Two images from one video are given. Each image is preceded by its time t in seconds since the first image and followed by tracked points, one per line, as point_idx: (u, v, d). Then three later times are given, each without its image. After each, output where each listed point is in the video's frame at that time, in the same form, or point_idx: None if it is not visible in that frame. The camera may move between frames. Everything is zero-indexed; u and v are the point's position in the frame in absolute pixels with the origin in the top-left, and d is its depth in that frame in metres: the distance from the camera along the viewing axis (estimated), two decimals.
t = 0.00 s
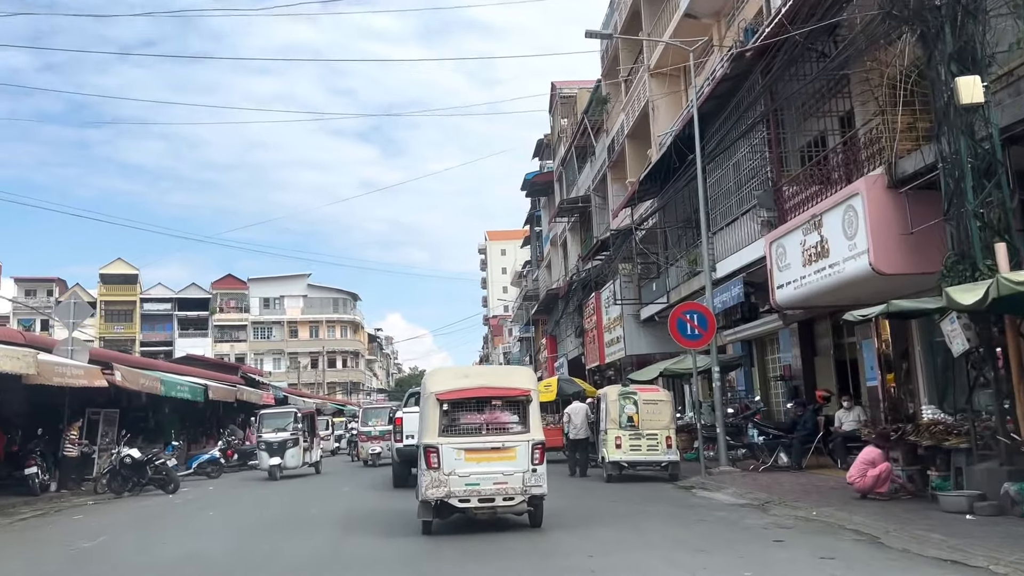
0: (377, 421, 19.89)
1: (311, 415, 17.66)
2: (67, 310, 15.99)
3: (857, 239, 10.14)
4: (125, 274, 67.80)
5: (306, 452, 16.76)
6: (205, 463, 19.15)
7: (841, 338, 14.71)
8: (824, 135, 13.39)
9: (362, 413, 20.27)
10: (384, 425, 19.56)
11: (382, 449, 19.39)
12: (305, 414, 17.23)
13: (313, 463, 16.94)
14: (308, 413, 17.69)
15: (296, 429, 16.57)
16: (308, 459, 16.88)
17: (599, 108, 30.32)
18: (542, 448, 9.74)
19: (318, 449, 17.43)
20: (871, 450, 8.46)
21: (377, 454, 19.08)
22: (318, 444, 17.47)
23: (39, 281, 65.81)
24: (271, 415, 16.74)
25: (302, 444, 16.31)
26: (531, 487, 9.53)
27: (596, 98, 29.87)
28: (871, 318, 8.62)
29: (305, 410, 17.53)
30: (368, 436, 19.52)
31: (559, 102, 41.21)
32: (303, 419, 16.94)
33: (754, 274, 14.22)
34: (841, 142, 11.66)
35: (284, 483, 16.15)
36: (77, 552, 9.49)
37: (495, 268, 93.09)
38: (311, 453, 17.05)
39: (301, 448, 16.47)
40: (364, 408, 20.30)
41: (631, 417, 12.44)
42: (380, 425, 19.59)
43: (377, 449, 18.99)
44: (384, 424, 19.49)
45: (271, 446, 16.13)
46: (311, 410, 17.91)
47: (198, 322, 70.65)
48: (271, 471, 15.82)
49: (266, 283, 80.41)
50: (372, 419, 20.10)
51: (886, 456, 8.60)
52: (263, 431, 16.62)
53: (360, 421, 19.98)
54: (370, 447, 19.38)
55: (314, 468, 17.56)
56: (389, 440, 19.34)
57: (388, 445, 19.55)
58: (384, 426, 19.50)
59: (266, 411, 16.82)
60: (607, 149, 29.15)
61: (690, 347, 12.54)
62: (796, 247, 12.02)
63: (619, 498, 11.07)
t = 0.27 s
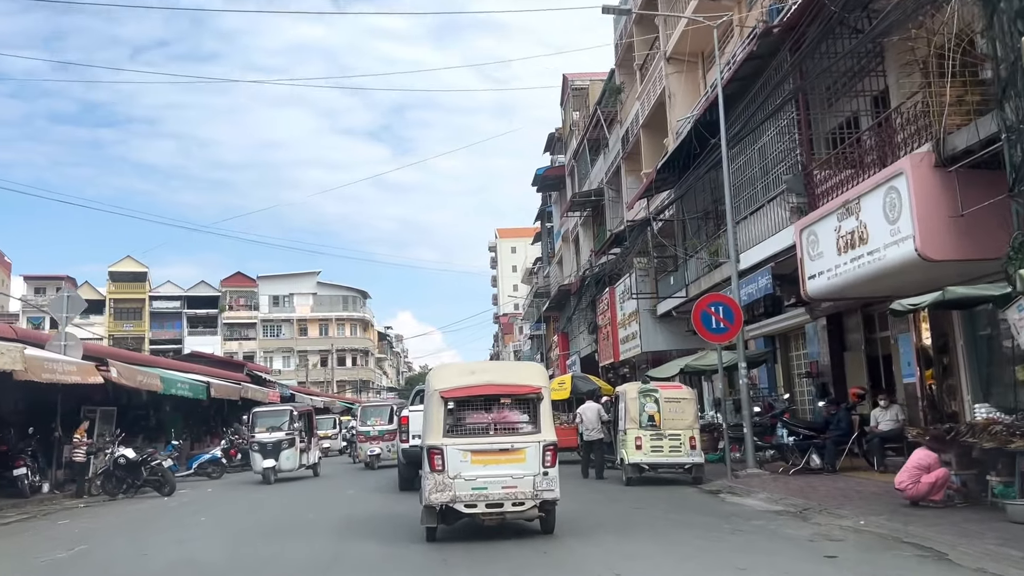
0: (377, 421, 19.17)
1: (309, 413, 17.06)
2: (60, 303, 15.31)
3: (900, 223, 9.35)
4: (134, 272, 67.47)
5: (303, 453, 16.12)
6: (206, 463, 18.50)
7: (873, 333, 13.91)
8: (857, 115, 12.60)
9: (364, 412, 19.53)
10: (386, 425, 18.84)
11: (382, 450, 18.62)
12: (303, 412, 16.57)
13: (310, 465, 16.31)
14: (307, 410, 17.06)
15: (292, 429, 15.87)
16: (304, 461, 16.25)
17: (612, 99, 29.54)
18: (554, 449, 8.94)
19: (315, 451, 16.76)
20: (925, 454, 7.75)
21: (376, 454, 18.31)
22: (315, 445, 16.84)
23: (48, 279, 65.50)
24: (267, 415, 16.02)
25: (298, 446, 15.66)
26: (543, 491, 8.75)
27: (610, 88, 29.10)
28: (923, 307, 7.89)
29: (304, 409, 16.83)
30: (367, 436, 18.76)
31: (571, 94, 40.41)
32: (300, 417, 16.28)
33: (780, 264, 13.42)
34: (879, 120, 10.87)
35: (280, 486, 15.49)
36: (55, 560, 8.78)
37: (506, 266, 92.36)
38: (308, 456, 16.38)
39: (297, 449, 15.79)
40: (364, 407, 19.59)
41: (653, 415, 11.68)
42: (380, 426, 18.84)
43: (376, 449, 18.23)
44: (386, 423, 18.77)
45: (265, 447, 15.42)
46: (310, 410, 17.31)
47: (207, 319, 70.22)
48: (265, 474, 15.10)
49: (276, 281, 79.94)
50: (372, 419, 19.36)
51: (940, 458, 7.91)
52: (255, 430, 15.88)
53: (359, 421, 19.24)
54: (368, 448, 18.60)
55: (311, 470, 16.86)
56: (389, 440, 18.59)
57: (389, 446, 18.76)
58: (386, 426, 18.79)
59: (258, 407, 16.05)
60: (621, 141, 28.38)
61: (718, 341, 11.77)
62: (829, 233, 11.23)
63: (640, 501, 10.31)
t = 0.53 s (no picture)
0: (379, 420, 18.45)
1: (308, 410, 16.53)
2: (56, 297, 14.69)
3: (951, 204, 8.58)
4: (146, 270, 67.25)
5: (302, 455, 15.49)
6: (210, 462, 17.90)
7: (910, 326, 13.10)
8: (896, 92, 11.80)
9: (366, 412, 18.81)
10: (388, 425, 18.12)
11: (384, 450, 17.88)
12: (302, 409, 15.99)
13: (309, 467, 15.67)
14: (307, 408, 16.53)
15: (289, 428, 15.25)
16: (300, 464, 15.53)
17: (627, 89, 28.77)
18: (572, 450, 8.07)
19: (315, 452, 16.12)
20: (988, 458, 6.97)
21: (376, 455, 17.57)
22: (315, 445, 16.25)
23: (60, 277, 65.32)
24: (262, 413, 15.42)
25: (294, 445, 14.95)
26: (560, 496, 7.91)
27: (625, 77, 28.35)
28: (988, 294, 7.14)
29: (302, 405, 16.22)
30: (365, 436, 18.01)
31: (585, 87, 39.65)
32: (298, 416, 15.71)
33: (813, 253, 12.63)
34: (923, 96, 10.08)
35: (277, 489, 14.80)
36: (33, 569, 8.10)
37: (518, 264, 91.72)
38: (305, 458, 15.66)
39: (294, 450, 15.12)
40: (365, 405, 18.84)
41: (677, 414, 11.00)
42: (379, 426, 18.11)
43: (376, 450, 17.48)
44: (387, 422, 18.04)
45: (259, 449, 14.60)
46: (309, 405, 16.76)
47: (219, 317, 69.92)
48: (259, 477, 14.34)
49: (287, 279, 79.55)
50: (371, 418, 18.63)
51: (1004, 462, 7.11)
52: (249, 429, 15.28)
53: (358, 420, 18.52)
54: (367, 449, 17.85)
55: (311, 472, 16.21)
56: (391, 441, 17.88)
57: (390, 446, 18.00)
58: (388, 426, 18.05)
59: (253, 407, 15.46)
60: (637, 132, 27.63)
61: (749, 336, 11.04)
62: (869, 219, 10.46)
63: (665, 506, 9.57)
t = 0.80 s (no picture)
0: (378, 418, 17.60)
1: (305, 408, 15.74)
2: (54, 290, 14.11)
3: (1008, 184, 7.85)
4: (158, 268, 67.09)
5: (300, 457, 14.87)
6: (215, 462, 17.37)
7: (950, 319, 12.37)
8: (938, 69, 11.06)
9: (365, 408, 17.91)
10: (388, 424, 17.25)
11: (386, 451, 17.13)
12: (301, 407, 15.28)
13: (305, 470, 14.99)
14: (307, 405, 15.89)
15: (285, 427, 14.58)
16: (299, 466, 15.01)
17: (644, 80, 28.04)
18: (593, 452, 7.35)
19: (313, 454, 15.48)
20: None
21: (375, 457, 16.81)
22: (315, 447, 15.68)
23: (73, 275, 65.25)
24: (254, 411, 14.66)
25: (291, 445, 14.36)
26: (581, 501, 7.17)
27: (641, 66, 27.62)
28: None
29: (301, 401, 15.51)
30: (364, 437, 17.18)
31: (599, 79, 38.89)
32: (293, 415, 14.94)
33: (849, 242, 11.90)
34: (972, 69, 9.34)
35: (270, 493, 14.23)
36: None
37: (531, 261, 91.06)
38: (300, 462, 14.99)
39: (290, 451, 14.53)
40: (365, 401, 17.92)
41: (705, 413, 10.34)
42: (377, 425, 17.25)
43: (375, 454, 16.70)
44: (387, 422, 17.19)
45: (253, 450, 14.13)
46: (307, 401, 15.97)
47: (232, 315, 69.69)
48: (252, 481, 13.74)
49: (299, 276, 79.26)
50: (369, 415, 17.73)
51: None
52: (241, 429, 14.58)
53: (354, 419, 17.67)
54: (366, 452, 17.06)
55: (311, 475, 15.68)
56: (392, 442, 17.10)
57: (393, 447, 17.22)
58: (387, 425, 17.18)
59: (244, 403, 14.71)
60: (654, 123, 26.93)
61: (782, 329, 10.40)
62: (912, 202, 9.74)
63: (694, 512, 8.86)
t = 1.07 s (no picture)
0: (378, 417, 16.61)
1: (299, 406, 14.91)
2: (53, 284, 13.63)
3: None
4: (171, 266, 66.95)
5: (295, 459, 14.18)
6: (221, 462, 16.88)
7: (993, 312, 11.66)
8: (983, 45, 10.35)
9: (364, 405, 16.94)
10: (388, 423, 16.28)
11: (386, 452, 16.19)
12: (297, 404, 14.45)
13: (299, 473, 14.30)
14: (305, 402, 15.13)
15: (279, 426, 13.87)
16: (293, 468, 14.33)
17: (661, 70, 27.35)
18: (617, 454, 6.70)
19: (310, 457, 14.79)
20: None
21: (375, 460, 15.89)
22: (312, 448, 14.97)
23: (87, 273, 65.19)
24: (247, 410, 13.92)
25: (284, 446, 13.65)
26: (605, 507, 6.52)
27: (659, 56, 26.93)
28: None
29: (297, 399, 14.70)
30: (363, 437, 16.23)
31: (615, 71, 38.16)
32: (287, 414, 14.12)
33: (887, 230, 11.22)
34: None
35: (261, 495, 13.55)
36: None
37: (545, 258, 90.42)
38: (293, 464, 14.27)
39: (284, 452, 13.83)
40: (365, 398, 16.95)
41: (735, 411, 9.72)
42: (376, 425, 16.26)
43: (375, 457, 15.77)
44: (387, 422, 16.21)
45: (244, 451, 13.44)
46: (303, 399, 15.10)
47: (245, 313, 69.47)
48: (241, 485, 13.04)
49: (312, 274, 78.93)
50: (368, 413, 16.76)
51: None
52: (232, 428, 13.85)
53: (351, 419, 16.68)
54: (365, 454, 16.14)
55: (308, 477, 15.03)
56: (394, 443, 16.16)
57: (395, 448, 16.27)
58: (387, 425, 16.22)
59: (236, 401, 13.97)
60: (672, 114, 26.24)
61: (817, 322, 9.78)
62: (959, 186, 9.05)
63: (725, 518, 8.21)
